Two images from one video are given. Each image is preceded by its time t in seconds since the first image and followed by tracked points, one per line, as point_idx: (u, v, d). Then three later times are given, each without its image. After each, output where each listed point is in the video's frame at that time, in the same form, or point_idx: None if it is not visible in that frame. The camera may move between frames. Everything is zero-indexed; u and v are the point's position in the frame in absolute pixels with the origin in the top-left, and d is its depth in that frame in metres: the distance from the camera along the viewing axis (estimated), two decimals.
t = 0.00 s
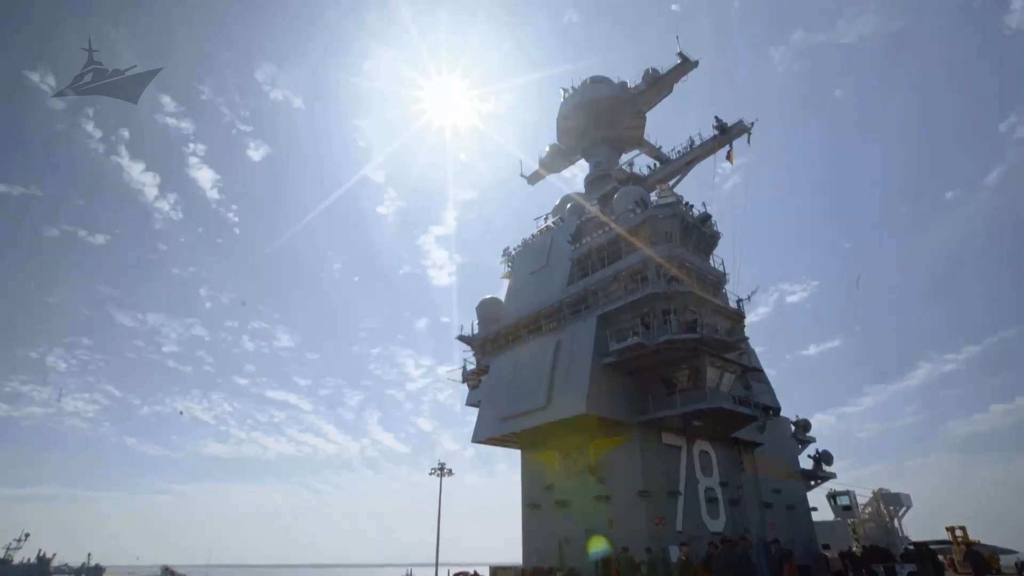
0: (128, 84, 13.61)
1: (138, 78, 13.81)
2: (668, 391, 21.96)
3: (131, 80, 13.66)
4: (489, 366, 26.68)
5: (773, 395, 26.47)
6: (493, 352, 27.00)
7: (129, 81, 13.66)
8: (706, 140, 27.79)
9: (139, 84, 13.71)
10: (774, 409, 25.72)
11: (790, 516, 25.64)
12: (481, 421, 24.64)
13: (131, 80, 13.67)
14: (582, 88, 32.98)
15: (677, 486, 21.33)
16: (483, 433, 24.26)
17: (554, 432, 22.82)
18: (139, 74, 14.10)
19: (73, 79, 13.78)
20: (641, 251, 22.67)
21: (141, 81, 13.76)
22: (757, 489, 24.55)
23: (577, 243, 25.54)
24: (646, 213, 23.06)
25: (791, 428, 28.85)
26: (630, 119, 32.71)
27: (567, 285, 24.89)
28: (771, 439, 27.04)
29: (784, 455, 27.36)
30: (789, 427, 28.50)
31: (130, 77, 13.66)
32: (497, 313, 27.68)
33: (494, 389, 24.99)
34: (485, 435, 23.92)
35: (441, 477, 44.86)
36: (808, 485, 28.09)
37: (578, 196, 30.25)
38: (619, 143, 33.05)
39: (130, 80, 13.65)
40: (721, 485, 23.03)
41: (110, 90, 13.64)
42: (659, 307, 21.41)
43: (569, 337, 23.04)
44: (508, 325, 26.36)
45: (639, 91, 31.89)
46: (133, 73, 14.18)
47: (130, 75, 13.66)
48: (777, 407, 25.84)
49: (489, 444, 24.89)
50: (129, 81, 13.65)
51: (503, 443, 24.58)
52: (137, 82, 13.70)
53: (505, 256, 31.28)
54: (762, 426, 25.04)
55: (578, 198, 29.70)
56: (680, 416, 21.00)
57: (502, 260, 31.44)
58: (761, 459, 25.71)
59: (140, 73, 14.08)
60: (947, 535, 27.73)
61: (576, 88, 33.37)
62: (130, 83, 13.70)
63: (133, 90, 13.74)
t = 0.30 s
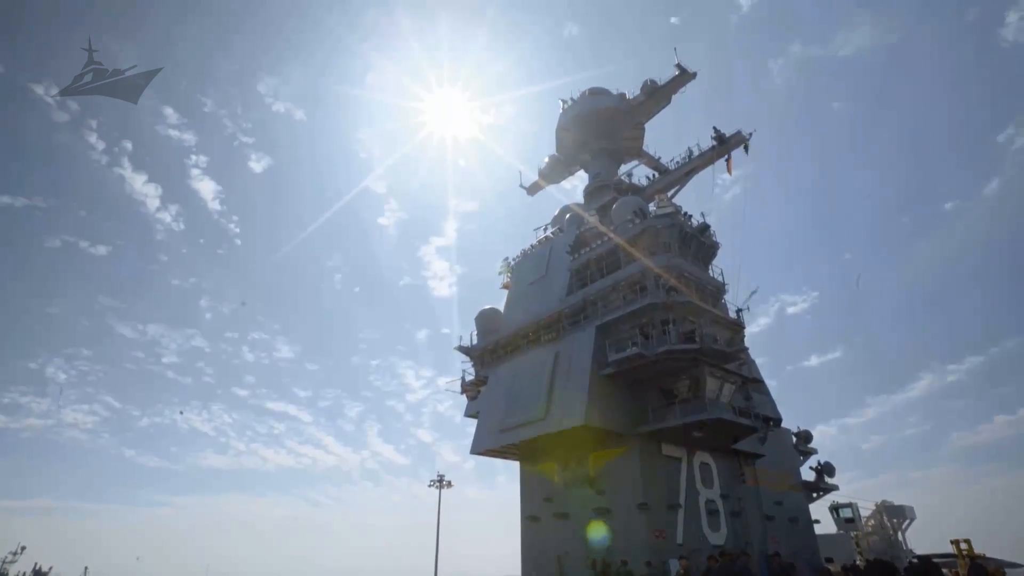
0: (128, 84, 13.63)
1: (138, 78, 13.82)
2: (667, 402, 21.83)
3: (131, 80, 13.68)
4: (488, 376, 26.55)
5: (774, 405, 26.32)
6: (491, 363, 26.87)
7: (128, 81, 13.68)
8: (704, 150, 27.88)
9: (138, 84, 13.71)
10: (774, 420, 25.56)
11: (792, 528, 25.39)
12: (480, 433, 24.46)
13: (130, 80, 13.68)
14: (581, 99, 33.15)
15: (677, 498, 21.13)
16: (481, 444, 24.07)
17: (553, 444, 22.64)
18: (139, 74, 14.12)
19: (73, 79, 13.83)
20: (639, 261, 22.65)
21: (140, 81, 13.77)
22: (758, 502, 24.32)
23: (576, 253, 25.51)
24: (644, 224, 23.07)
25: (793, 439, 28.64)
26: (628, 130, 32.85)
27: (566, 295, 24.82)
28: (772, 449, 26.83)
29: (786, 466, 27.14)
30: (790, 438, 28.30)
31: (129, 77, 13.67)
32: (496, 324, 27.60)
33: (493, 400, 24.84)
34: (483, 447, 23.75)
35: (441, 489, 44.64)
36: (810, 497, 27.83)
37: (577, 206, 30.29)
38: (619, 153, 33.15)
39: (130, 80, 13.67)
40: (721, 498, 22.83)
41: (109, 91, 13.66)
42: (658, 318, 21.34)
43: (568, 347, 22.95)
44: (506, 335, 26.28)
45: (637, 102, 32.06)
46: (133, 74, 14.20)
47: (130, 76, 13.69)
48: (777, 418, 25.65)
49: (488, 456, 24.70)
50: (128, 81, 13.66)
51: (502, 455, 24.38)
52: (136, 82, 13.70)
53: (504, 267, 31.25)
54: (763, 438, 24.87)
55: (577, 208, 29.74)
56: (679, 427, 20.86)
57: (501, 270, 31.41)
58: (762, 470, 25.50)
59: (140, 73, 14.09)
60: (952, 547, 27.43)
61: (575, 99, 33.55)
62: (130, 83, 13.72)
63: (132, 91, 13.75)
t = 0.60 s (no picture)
0: (128, 83, 13.68)
1: (138, 77, 13.87)
2: (666, 415, 21.64)
3: (131, 80, 13.72)
4: (486, 389, 26.39)
5: (774, 419, 26.10)
6: (490, 375, 26.71)
7: (129, 80, 13.72)
8: (702, 163, 27.95)
9: (138, 84, 13.76)
10: (775, 433, 25.35)
11: (794, 544, 25.05)
12: (477, 446, 24.24)
13: (130, 80, 13.73)
14: (579, 112, 33.35)
15: (677, 513, 20.87)
16: (478, 457, 23.85)
17: (552, 457, 22.41)
18: (139, 73, 14.17)
19: (74, 79, 13.89)
20: (638, 273, 22.59)
21: (140, 80, 13.82)
22: (759, 516, 24.03)
23: (575, 265, 25.48)
24: (643, 235, 23.04)
25: (794, 452, 28.36)
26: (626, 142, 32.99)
27: (565, 306, 24.75)
28: (773, 463, 26.56)
29: (787, 480, 26.85)
30: (792, 452, 28.03)
31: (130, 76, 13.72)
32: (494, 336, 27.48)
33: (491, 412, 24.66)
34: (481, 460, 23.53)
35: (439, 503, 44.27)
36: (812, 511, 27.52)
37: (576, 218, 30.31)
38: (618, 166, 33.22)
39: (130, 79, 13.71)
40: (722, 512, 22.55)
41: (110, 91, 13.72)
42: (657, 330, 21.24)
43: (566, 360, 22.81)
44: (505, 348, 26.15)
45: (635, 116, 32.19)
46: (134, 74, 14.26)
47: (130, 75, 13.73)
48: (778, 431, 25.43)
49: (485, 470, 24.45)
50: (128, 80, 13.71)
51: (500, 468, 24.15)
52: (136, 81, 13.75)
53: (502, 279, 31.19)
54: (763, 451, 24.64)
55: (576, 220, 29.76)
56: (678, 440, 20.66)
57: (500, 282, 31.36)
58: (763, 484, 25.23)
59: (141, 73, 14.14)
60: (957, 564, 27.03)
61: (574, 112, 33.75)
62: (130, 83, 13.76)
63: (132, 90, 13.79)
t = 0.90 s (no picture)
0: (129, 83, 13.72)
1: (138, 78, 13.92)
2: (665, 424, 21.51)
3: (131, 80, 13.77)
4: (484, 398, 26.27)
5: (775, 428, 25.94)
6: (488, 385, 26.60)
7: (129, 81, 13.76)
8: (701, 171, 27.98)
9: (138, 84, 13.81)
10: (775, 443, 25.20)
11: (796, 555, 24.82)
12: (476, 456, 24.08)
13: (130, 80, 13.77)
14: (578, 122, 33.46)
15: (677, 523, 20.69)
16: (477, 467, 23.70)
17: (549, 467, 22.28)
18: (139, 74, 14.22)
19: (73, 79, 13.91)
20: (636, 282, 22.55)
21: (140, 81, 13.88)
22: (760, 527, 23.82)
23: (573, 273, 25.45)
24: (641, 244, 23.03)
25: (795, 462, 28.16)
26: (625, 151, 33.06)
27: (563, 315, 24.69)
28: (774, 473, 26.36)
29: (788, 490, 26.65)
30: (793, 462, 27.84)
31: (130, 76, 13.76)
32: (492, 345, 27.40)
33: (489, 422, 24.53)
34: (479, 470, 23.37)
35: (438, 513, 44.01)
36: (814, 522, 27.27)
37: (575, 227, 30.32)
38: (617, 175, 33.25)
39: (130, 79, 13.76)
40: (723, 523, 22.35)
41: (111, 90, 13.76)
42: (656, 338, 21.17)
43: (564, 369, 22.73)
44: (503, 357, 26.06)
45: (634, 125, 32.24)
46: (134, 74, 14.32)
47: (130, 75, 13.77)
48: (778, 441, 25.25)
49: (484, 479, 24.28)
50: (128, 80, 13.75)
51: (498, 478, 23.99)
52: (136, 82, 13.79)
53: (501, 287, 31.15)
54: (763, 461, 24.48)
55: (574, 229, 29.77)
56: (678, 450, 20.51)
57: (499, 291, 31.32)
58: (763, 494, 25.03)
59: (141, 73, 14.20)
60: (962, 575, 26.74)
61: (572, 121, 33.86)
62: (130, 82, 13.81)
63: (133, 90, 13.84)
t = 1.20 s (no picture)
0: (128, 83, 13.76)
1: (138, 78, 13.96)
2: (664, 435, 21.34)
3: (130, 80, 13.80)
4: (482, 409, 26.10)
5: (775, 439, 25.74)
6: (486, 396, 26.42)
7: (129, 80, 13.80)
8: (699, 182, 28.02)
9: (138, 84, 13.84)
10: (776, 454, 24.98)
11: (798, 568, 24.51)
12: (473, 467, 23.83)
13: (130, 80, 13.81)
14: (576, 133, 33.61)
15: (677, 536, 20.45)
16: (474, 479, 23.45)
17: (548, 478, 22.08)
18: (139, 74, 14.25)
19: (74, 79, 13.97)
20: (634, 291, 22.49)
21: (140, 81, 13.92)
22: (762, 539, 23.55)
23: (572, 283, 25.39)
24: (639, 253, 23.00)
25: (796, 473, 27.90)
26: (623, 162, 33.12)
27: (561, 325, 24.59)
28: (775, 484, 26.11)
29: (789, 501, 26.38)
30: (794, 473, 27.59)
31: (129, 76, 13.79)
32: (491, 355, 27.26)
33: (487, 433, 24.34)
34: (477, 482, 23.14)
35: (436, 525, 43.61)
36: (816, 534, 26.98)
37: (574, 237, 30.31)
38: (614, 185, 33.29)
39: (130, 79, 13.80)
40: (723, 535, 22.09)
41: (110, 90, 13.80)
42: (654, 348, 21.07)
43: (563, 379, 22.60)
44: (501, 367, 25.92)
45: (632, 135, 32.30)
46: (134, 74, 14.36)
47: (130, 75, 13.81)
48: (778, 451, 25.05)
49: (481, 491, 24.02)
50: (128, 81, 13.80)
51: (496, 490, 23.75)
52: (136, 82, 13.82)
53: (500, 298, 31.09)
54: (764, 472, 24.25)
55: (573, 239, 29.75)
56: (677, 461, 20.32)
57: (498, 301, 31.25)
58: (764, 506, 24.77)
59: (141, 73, 14.24)
60: None
61: (571, 132, 33.99)
62: (130, 83, 13.84)
63: (132, 90, 13.88)
